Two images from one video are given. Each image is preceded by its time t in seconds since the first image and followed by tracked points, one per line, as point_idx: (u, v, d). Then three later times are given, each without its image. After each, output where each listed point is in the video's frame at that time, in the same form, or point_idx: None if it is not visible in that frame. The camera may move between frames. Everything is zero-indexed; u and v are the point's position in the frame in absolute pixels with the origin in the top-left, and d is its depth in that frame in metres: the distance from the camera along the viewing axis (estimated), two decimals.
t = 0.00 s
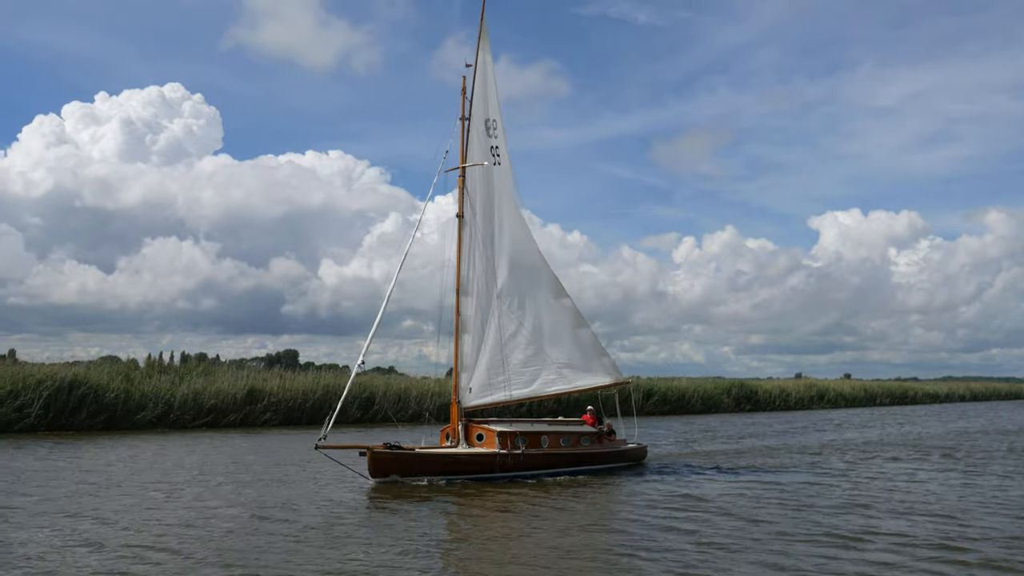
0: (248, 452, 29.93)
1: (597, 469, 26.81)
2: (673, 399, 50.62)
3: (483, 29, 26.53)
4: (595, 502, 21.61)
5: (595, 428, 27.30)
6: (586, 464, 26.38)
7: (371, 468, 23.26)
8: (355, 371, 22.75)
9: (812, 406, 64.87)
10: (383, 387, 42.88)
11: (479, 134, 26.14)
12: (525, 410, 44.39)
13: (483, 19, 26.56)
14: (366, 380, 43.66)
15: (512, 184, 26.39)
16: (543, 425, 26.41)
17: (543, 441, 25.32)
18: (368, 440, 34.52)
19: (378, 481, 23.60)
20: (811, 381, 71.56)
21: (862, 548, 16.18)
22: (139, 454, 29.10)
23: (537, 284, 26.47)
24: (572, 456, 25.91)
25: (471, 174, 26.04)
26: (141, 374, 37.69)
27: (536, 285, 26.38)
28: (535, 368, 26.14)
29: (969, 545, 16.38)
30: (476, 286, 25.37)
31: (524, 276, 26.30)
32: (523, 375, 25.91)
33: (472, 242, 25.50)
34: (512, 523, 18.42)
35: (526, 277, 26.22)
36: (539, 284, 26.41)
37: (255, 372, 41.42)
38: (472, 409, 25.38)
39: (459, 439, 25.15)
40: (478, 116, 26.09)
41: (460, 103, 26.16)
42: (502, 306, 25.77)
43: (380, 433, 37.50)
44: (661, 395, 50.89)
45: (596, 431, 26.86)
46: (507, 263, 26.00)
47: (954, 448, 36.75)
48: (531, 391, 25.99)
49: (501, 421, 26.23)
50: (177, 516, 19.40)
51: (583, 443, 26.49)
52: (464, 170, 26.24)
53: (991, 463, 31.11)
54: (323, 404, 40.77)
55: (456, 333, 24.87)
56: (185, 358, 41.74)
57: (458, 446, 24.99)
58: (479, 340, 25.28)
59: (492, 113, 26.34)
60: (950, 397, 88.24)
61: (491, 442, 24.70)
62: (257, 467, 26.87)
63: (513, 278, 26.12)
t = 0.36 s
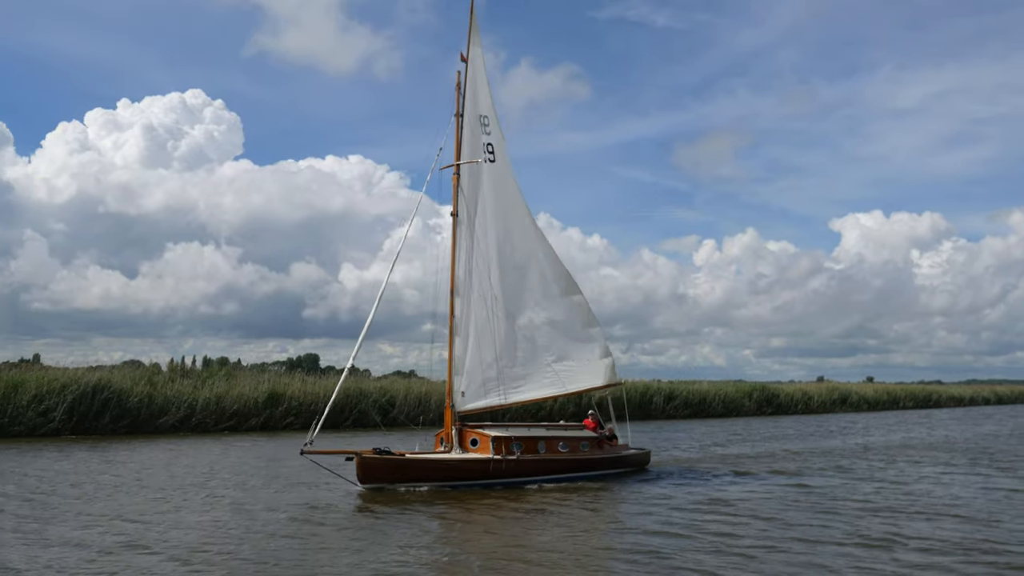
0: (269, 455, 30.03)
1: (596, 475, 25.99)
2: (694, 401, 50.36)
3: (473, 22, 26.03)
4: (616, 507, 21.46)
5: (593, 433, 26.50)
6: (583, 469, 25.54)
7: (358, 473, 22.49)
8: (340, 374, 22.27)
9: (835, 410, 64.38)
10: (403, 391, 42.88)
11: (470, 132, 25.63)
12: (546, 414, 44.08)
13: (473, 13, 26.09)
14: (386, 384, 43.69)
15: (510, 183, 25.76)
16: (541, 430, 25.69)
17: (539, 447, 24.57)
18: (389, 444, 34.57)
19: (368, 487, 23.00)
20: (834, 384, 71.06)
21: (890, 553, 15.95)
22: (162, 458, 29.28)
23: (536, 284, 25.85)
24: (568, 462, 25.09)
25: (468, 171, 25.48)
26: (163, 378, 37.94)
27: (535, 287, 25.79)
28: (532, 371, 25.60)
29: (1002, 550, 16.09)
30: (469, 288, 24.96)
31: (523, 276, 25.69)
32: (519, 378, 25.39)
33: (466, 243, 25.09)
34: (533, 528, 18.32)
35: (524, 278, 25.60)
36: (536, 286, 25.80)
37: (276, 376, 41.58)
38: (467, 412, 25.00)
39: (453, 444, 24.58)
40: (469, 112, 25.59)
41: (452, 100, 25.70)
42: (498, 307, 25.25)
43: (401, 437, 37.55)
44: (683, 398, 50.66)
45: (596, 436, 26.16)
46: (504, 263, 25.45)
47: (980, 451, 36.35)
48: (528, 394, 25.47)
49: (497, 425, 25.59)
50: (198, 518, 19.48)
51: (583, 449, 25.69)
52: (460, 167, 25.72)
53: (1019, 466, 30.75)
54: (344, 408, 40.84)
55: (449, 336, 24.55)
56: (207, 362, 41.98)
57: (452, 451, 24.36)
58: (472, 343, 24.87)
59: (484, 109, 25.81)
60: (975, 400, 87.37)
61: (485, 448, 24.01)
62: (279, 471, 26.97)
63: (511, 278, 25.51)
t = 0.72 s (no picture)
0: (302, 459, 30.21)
1: (605, 482, 25.52)
2: (726, 405, 50.04)
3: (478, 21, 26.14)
4: (651, 512, 21.40)
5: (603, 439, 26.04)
6: (593, 476, 25.12)
7: (356, 480, 22.31)
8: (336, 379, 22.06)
9: (869, 414, 63.70)
10: (434, 395, 42.95)
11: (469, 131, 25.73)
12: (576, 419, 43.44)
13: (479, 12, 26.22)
14: (417, 388, 43.79)
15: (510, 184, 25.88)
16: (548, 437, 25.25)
17: (545, 453, 24.12)
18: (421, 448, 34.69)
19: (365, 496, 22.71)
20: (868, 388, 70.33)
21: (935, 559, 15.76)
22: (198, 461, 29.57)
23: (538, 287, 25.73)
24: (575, 469, 24.67)
25: (468, 172, 25.65)
26: (197, 383, 38.31)
27: (537, 289, 25.66)
28: (535, 375, 25.36)
29: None
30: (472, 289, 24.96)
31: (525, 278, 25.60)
32: (523, 382, 25.15)
33: (468, 244, 25.15)
34: (569, 533, 18.31)
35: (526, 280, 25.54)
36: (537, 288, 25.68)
37: (308, 381, 41.86)
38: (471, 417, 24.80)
39: (455, 450, 24.28)
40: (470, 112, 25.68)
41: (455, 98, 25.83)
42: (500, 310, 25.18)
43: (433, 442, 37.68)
44: (715, 402, 50.37)
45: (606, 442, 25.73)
46: (506, 265, 25.38)
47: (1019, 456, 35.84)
48: (531, 399, 25.23)
49: (501, 432, 25.27)
50: (234, 522, 19.66)
51: (591, 456, 25.23)
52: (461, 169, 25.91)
53: None
54: (376, 412, 40.99)
55: (451, 338, 24.50)
56: (240, 367, 42.34)
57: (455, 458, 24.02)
58: (475, 347, 24.76)
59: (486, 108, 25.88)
60: (1012, 405, 86.07)
61: (488, 453, 23.65)
62: (312, 475, 27.15)
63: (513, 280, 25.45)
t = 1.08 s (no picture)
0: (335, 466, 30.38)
1: (612, 493, 25.05)
2: (759, 414, 49.66)
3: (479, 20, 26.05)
4: (685, 521, 21.25)
5: (614, 448, 25.50)
6: (599, 486, 24.64)
7: (352, 489, 21.84)
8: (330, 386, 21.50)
9: (904, 424, 62.92)
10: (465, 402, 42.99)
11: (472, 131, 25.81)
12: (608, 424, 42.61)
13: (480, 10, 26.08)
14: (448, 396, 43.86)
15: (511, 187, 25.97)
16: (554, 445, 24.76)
17: (549, 463, 23.64)
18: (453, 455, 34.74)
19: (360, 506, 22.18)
20: (903, 398, 69.47)
21: (975, 571, 15.63)
22: (233, 467, 29.83)
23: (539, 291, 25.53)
24: (581, 479, 24.16)
25: (470, 173, 25.72)
26: (230, 389, 38.63)
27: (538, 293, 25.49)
28: (537, 381, 25.11)
29: None
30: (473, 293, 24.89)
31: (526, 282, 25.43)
32: (526, 388, 24.90)
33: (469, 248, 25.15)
34: (602, 542, 18.32)
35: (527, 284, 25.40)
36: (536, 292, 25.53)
37: (340, 388, 42.08)
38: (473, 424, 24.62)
39: (455, 458, 23.98)
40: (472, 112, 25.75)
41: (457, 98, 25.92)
42: (501, 314, 25.01)
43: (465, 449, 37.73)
44: (747, 411, 50.01)
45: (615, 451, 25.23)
46: (507, 269, 25.30)
47: None
48: (534, 405, 24.98)
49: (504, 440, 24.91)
50: (269, 528, 19.83)
51: (598, 466, 24.72)
52: (463, 170, 26.02)
53: None
54: (408, 419, 41.10)
55: (452, 343, 24.45)
56: (273, 374, 42.66)
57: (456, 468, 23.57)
58: (476, 352, 24.63)
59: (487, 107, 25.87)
60: None
61: (488, 462, 23.22)
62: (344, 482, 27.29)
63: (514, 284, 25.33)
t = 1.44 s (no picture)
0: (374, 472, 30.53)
1: (627, 503, 24.31)
2: (799, 422, 49.15)
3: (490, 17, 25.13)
4: (725, 531, 20.98)
5: (627, 457, 24.95)
6: (613, 497, 23.92)
7: (352, 498, 21.35)
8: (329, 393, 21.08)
9: (948, 432, 61.92)
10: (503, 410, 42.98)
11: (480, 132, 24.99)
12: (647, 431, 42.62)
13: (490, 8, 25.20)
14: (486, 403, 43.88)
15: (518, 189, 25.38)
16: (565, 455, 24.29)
17: (557, 472, 23.11)
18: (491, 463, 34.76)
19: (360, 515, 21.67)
20: (946, 405, 68.41)
21: None
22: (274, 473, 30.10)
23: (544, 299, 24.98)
24: (593, 489, 23.48)
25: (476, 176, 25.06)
26: (270, 397, 38.92)
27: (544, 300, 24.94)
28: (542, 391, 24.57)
29: None
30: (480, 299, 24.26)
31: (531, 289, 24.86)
32: (531, 398, 24.38)
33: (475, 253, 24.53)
34: (642, 551, 18.26)
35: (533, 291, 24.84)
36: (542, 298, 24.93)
37: (378, 395, 42.28)
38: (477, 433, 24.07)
39: (461, 467, 23.54)
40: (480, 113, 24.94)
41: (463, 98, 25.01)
42: (507, 322, 24.43)
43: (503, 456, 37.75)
44: (787, 419, 49.51)
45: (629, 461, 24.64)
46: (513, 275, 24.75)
47: None
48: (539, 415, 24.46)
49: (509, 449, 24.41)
50: (309, 533, 19.98)
51: (611, 475, 24.03)
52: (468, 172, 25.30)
53: None
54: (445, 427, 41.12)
55: (457, 350, 23.84)
56: (312, 381, 42.97)
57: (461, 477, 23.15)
58: (481, 360, 24.05)
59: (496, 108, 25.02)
60: None
61: (494, 471, 22.82)
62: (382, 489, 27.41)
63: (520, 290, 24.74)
